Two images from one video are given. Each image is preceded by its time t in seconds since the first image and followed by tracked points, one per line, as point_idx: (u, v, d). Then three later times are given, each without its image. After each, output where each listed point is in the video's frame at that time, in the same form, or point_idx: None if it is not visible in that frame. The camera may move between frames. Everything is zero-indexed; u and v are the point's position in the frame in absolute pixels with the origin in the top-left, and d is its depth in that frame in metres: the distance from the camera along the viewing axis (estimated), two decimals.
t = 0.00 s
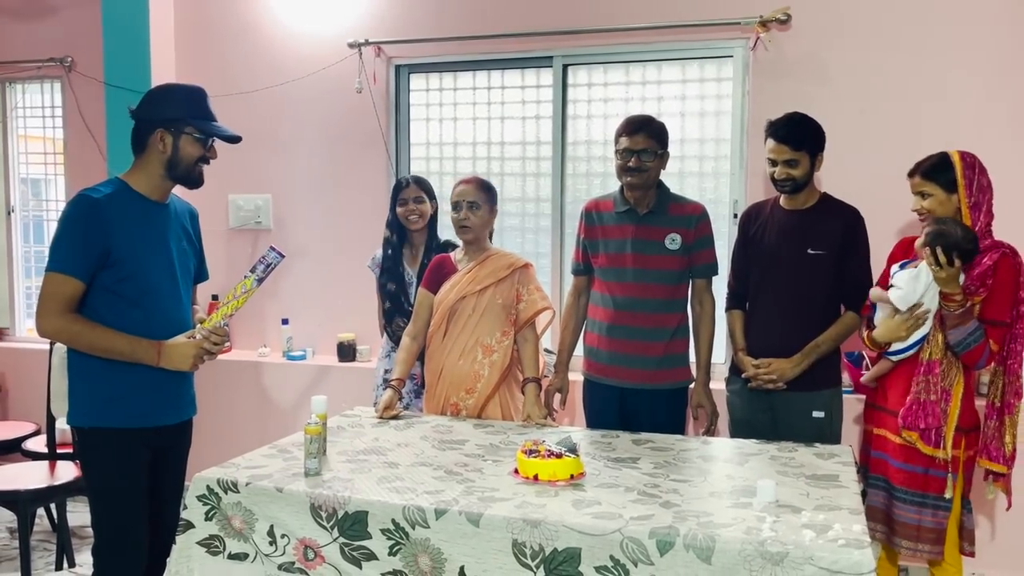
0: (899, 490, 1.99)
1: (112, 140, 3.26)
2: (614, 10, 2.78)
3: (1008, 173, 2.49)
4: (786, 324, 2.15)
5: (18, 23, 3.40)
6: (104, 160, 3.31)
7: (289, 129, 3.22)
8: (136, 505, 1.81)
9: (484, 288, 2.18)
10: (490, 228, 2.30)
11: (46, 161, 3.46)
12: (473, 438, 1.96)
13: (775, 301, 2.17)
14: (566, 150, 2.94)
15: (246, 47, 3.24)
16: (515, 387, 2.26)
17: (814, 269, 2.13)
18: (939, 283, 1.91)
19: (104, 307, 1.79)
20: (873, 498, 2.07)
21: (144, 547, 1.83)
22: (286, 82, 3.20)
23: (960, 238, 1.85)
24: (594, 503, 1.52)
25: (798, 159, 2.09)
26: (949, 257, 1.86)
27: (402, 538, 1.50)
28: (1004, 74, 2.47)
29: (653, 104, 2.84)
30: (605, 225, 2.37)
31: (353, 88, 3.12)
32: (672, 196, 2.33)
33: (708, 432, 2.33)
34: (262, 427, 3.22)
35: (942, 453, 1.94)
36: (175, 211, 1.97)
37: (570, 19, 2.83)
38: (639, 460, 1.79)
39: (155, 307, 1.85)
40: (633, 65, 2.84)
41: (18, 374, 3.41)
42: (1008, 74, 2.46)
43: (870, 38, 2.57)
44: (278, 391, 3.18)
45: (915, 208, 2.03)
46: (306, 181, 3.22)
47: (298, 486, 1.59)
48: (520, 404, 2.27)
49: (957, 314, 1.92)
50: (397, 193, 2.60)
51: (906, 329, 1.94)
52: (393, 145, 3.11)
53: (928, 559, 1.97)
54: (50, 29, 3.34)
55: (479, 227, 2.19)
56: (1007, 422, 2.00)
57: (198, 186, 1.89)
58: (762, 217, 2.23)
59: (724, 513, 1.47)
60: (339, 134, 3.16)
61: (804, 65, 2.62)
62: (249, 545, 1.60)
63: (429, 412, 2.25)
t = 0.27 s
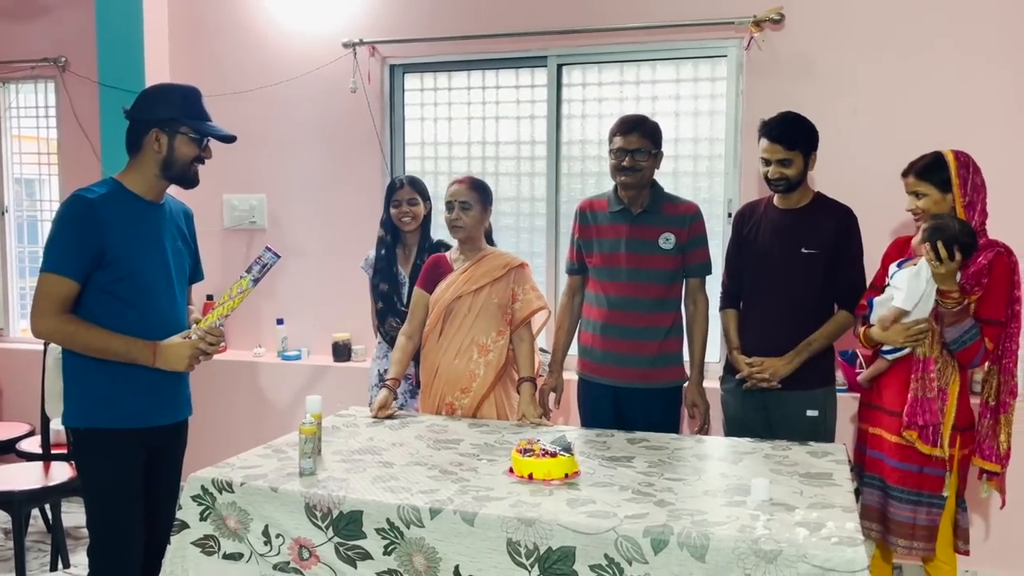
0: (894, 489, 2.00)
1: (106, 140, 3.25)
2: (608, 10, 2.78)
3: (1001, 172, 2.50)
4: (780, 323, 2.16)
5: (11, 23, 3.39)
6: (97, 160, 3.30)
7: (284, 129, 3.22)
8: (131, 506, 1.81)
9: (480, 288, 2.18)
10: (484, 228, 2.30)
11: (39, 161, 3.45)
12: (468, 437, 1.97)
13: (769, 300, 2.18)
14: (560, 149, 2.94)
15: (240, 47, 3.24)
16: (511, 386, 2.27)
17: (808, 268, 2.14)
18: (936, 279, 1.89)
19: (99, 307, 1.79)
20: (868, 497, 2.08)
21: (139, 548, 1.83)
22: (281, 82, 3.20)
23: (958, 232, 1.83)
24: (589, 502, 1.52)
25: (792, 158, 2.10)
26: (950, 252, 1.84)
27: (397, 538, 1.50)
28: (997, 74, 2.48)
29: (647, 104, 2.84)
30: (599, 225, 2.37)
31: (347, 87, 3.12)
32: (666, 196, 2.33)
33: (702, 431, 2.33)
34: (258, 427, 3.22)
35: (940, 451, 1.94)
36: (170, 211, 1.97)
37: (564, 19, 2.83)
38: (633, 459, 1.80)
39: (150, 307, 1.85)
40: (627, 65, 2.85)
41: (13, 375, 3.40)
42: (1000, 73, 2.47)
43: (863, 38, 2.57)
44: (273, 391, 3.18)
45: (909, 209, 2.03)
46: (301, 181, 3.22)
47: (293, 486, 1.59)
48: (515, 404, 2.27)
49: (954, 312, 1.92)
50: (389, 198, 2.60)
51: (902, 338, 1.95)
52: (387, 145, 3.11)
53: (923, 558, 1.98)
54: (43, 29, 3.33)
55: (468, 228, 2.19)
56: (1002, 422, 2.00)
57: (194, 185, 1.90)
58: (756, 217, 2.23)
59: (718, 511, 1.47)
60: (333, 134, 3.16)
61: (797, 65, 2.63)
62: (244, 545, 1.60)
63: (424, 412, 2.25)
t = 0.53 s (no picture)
0: (886, 485, 2.01)
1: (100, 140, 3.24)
2: (603, 10, 2.78)
3: (994, 172, 2.51)
4: (774, 323, 2.17)
5: (4, 23, 3.38)
6: (92, 160, 3.30)
7: (278, 129, 3.22)
8: (126, 507, 1.80)
9: (474, 287, 2.19)
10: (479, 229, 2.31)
11: (33, 161, 3.44)
12: (463, 437, 1.97)
13: (763, 299, 2.19)
14: (555, 150, 2.95)
15: (235, 47, 3.23)
16: (506, 387, 2.27)
17: (801, 268, 2.14)
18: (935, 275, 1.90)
19: (93, 308, 1.79)
20: (861, 491, 2.09)
21: (134, 549, 1.83)
22: (275, 82, 3.20)
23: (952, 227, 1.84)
24: (583, 501, 1.52)
25: (785, 158, 2.11)
26: (945, 248, 1.85)
27: (392, 538, 1.50)
28: (990, 73, 2.49)
29: (641, 104, 2.85)
30: (594, 225, 2.38)
31: (342, 88, 3.12)
32: (660, 196, 2.33)
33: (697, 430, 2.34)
34: (253, 427, 3.22)
35: (925, 447, 1.95)
36: (165, 212, 1.96)
37: (558, 19, 2.83)
38: (628, 458, 1.80)
39: (144, 308, 1.85)
40: (621, 65, 2.85)
41: (7, 376, 3.39)
42: (993, 73, 2.49)
43: (856, 38, 2.58)
44: (268, 392, 3.18)
45: (904, 208, 2.04)
46: (295, 182, 3.21)
47: (288, 486, 1.59)
48: (511, 404, 2.27)
49: (950, 308, 1.93)
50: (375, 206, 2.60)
51: (899, 328, 1.96)
52: (382, 145, 3.11)
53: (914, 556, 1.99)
54: (36, 29, 3.32)
55: (474, 228, 2.21)
56: (997, 421, 2.02)
57: (188, 186, 1.89)
58: (749, 217, 2.24)
59: (712, 510, 1.48)
60: (327, 134, 3.16)
61: (791, 65, 2.64)
62: (239, 546, 1.60)
63: (419, 412, 2.25)
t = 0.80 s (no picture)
0: (883, 482, 2.01)
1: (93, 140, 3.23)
2: (597, 11, 2.79)
3: (987, 171, 2.52)
4: (768, 323, 2.18)
5: None
6: (85, 160, 3.29)
7: (273, 129, 3.21)
8: (120, 508, 1.80)
9: (470, 288, 2.19)
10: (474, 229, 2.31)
11: (26, 162, 3.43)
12: (457, 437, 1.97)
13: (756, 299, 2.19)
14: (550, 150, 2.95)
15: (229, 47, 3.23)
16: (501, 387, 2.27)
17: (795, 268, 2.15)
18: (929, 273, 1.89)
19: (87, 309, 1.78)
20: (858, 488, 2.09)
21: (128, 550, 1.82)
22: (269, 82, 3.20)
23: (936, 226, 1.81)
24: (578, 501, 1.53)
25: (779, 158, 2.11)
26: (930, 247, 1.83)
27: (387, 538, 1.50)
28: (982, 74, 2.50)
29: (635, 104, 2.85)
30: (588, 225, 2.38)
31: (337, 87, 3.12)
32: (654, 196, 2.34)
33: (691, 429, 2.34)
34: (248, 427, 3.22)
35: (929, 447, 1.96)
36: (160, 213, 1.96)
37: (552, 20, 2.84)
38: (623, 458, 1.81)
39: (138, 309, 1.84)
40: (616, 65, 2.86)
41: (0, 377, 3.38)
42: (985, 74, 2.50)
43: (850, 38, 2.59)
44: (263, 392, 3.17)
45: (907, 208, 2.00)
46: (290, 181, 3.21)
47: (282, 487, 1.59)
48: (506, 405, 2.28)
49: (948, 306, 1.92)
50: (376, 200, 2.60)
51: (902, 327, 1.94)
52: (377, 145, 3.11)
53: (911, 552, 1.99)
54: (29, 29, 3.31)
55: (465, 227, 2.20)
56: (993, 418, 2.01)
57: (183, 188, 1.89)
58: (743, 216, 2.24)
59: (706, 510, 1.48)
60: (322, 134, 3.16)
61: (785, 65, 2.64)
62: (233, 547, 1.60)
63: (415, 412, 2.25)
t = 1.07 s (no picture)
0: (890, 480, 2.01)
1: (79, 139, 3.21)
2: (585, 9, 2.79)
3: (973, 170, 2.54)
4: (757, 321, 2.19)
5: None
6: (71, 159, 3.27)
7: (261, 127, 3.20)
8: (107, 508, 1.79)
9: (459, 285, 2.18)
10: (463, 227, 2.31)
11: (11, 160, 3.40)
12: (447, 435, 1.97)
13: (746, 296, 2.20)
14: (538, 148, 2.95)
15: (216, 45, 3.21)
16: (490, 385, 2.27)
17: (784, 265, 2.16)
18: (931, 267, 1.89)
19: (73, 307, 1.77)
20: (866, 490, 2.08)
21: (115, 550, 1.81)
22: (257, 80, 3.18)
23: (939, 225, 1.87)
24: (567, 498, 1.53)
25: (780, 144, 2.14)
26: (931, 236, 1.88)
27: (376, 536, 1.50)
28: (968, 73, 2.52)
29: (624, 103, 2.86)
30: (577, 223, 2.38)
31: (325, 86, 3.11)
32: (643, 194, 2.34)
33: (680, 427, 2.35)
34: (237, 427, 3.20)
35: (942, 442, 1.95)
36: (147, 210, 1.95)
37: (541, 18, 2.84)
38: (612, 456, 1.81)
39: (125, 308, 1.83)
40: (604, 64, 2.86)
41: None
42: (971, 73, 2.51)
43: (837, 37, 2.60)
44: (251, 391, 3.16)
45: (912, 205, 1.97)
46: (278, 180, 3.20)
47: (270, 486, 1.59)
48: (495, 403, 2.28)
49: (952, 307, 1.91)
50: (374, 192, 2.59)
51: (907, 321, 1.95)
52: (365, 144, 3.10)
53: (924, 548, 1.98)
54: (14, 26, 3.28)
55: (461, 221, 2.20)
56: (977, 407, 2.01)
57: (169, 183, 1.88)
58: (733, 214, 2.25)
59: (695, 507, 1.49)
60: (310, 132, 3.15)
61: (773, 64, 2.65)
62: (221, 546, 1.59)
63: (404, 411, 2.25)
